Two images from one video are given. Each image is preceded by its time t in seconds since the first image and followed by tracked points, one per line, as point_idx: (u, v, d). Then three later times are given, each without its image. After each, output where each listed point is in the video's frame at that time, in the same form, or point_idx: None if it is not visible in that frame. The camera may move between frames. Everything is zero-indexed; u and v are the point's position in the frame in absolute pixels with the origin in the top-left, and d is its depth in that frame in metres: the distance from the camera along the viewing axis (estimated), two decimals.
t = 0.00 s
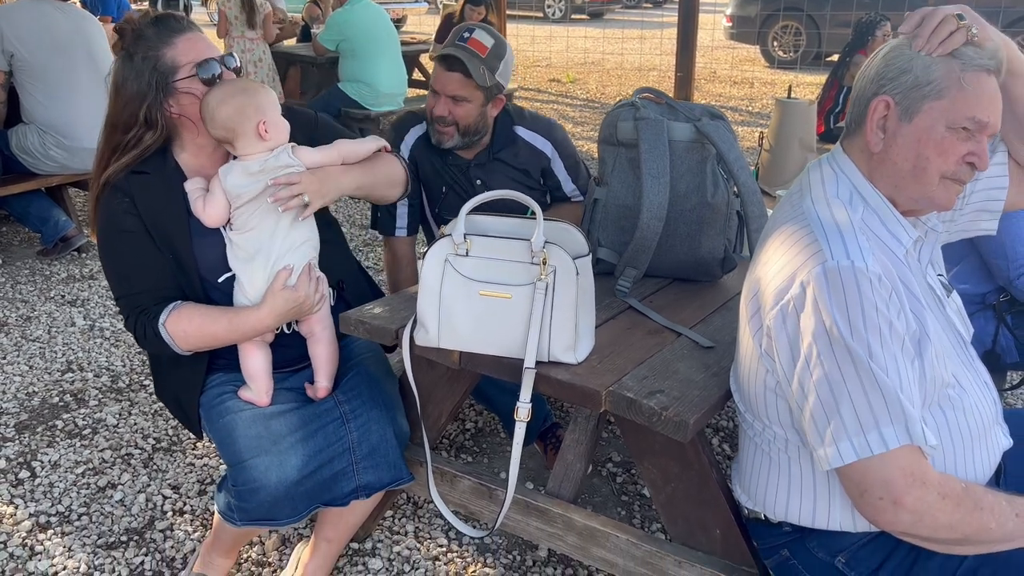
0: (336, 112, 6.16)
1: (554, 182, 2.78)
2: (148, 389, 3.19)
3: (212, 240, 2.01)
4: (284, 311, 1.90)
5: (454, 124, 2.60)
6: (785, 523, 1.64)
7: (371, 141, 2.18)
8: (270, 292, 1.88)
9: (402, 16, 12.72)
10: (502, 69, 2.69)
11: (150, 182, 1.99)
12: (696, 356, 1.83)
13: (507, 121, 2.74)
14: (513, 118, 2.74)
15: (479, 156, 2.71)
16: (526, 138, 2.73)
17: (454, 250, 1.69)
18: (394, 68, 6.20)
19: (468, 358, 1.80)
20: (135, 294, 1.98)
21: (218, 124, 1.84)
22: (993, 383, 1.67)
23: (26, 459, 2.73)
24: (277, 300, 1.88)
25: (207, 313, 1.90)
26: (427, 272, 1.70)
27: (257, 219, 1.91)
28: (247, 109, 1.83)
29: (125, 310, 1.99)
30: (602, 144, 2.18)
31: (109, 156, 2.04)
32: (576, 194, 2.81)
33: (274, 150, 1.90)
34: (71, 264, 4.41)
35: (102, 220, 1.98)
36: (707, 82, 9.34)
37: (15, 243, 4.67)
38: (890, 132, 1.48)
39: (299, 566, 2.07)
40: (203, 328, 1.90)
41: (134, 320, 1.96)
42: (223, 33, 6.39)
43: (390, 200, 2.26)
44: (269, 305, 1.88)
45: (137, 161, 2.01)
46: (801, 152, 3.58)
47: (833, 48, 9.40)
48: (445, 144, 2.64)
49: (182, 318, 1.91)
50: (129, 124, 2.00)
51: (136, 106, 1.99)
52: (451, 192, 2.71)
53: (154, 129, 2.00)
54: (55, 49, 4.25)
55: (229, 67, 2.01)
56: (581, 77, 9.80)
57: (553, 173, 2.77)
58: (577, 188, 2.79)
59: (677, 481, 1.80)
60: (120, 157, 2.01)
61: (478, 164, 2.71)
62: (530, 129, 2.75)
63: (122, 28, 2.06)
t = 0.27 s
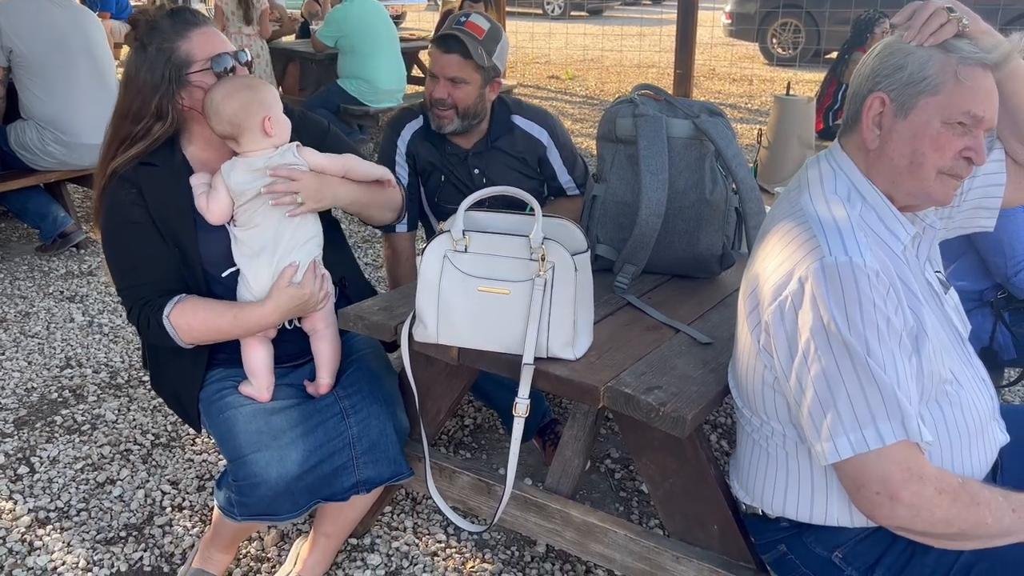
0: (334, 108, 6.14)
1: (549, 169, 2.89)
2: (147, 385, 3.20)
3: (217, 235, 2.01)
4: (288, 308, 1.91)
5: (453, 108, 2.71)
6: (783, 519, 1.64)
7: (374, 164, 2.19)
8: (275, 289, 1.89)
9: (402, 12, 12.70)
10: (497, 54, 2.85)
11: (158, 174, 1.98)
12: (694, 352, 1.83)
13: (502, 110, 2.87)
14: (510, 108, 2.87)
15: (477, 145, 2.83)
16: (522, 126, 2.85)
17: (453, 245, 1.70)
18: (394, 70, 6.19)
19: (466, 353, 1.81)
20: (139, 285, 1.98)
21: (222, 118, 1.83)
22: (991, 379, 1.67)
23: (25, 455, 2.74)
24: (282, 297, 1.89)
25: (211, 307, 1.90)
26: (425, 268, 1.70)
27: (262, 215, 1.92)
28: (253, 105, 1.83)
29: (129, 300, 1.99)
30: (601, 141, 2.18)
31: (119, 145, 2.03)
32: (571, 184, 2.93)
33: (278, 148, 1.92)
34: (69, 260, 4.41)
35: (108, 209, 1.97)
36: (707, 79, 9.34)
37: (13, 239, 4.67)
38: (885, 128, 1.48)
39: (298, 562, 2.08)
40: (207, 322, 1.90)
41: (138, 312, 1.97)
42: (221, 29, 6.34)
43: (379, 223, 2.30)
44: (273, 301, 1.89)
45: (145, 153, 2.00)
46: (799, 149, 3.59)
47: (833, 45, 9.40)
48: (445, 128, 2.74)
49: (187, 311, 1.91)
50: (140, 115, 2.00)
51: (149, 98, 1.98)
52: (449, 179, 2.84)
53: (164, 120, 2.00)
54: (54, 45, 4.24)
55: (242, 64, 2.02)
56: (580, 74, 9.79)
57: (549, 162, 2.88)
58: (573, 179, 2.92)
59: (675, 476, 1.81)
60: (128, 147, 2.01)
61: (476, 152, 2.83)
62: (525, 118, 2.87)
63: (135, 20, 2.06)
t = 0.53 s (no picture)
0: (332, 105, 6.16)
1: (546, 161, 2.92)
2: (146, 382, 3.20)
3: (223, 230, 2.02)
4: (291, 308, 1.91)
5: (451, 96, 2.75)
6: (780, 515, 1.64)
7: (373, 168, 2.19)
8: (278, 287, 1.89)
9: (401, 10, 12.69)
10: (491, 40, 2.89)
11: (169, 164, 1.98)
12: (692, 350, 1.84)
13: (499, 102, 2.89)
14: (506, 100, 2.90)
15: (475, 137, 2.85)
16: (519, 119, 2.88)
17: (451, 242, 1.70)
18: (394, 68, 6.18)
19: (465, 351, 1.81)
20: (143, 274, 1.99)
21: (230, 110, 1.82)
22: (987, 376, 1.68)
23: (23, 452, 2.74)
24: (285, 296, 1.89)
25: (213, 301, 1.91)
26: (423, 266, 1.71)
27: (264, 211, 1.91)
28: (261, 99, 1.83)
29: (131, 288, 2.00)
30: (599, 139, 2.18)
31: (131, 130, 2.02)
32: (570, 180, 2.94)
33: (280, 146, 1.93)
34: (67, 258, 4.41)
35: (117, 196, 1.97)
36: (705, 77, 9.34)
37: (11, 236, 4.67)
38: (881, 125, 1.49)
39: (296, 558, 2.08)
40: (210, 316, 1.92)
41: (139, 301, 1.98)
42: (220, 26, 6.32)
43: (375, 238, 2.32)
44: (276, 300, 1.89)
45: (157, 142, 2.00)
46: (797, 147, 3.60)
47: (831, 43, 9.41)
48: (444, 117, 2.77)
49: (189, 303, 1.93)
50: (156, 103, 2.00)
51: (168, 88, 1.98)
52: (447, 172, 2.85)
53: (180, 111, 1.99)
54: (53, 42, 4.24)
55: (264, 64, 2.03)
56: (579, 72, 9.79)
57: (546, 154, 2.90)
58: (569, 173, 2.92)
59: (672, 472, 1.82)
60: (141, 134, 2.01)
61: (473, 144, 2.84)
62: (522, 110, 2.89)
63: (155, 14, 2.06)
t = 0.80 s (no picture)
0: (330, 104, 6.17)
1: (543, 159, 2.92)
2: (144, 380, 3.20)
3: (230, 225, 2.03)
4: (292, 305, 1.92)
5: (446, 90, 2.74)
6: (776, 514, 1.65)
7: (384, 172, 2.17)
8: (280, 283, 1.90)
9: (399, 8, 12.67)
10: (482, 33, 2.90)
11: (183, 157, 1.99)
12: (688, 348, 1.84)
13: (493, 99, 2.89)
14: (500, 97, 2.90)
15: (470, 133, 2.85)
16: (514, 115, 2.89)
17: (449, 241, 1.70)
18: (393, 67, 6.18)
19: (462, 350, 1.82)
20: (148, 263, 1.98)
21: (240, 103, 1.85)
22: (982, 374, 1.69)
23: (21, 450, 2.74)
24: (287, 293, 1.90)
25: (215, 295, 1.92)
26: (421, 265, 1.71)
27: (270, 207, 1.92)
28: (272, 94, 1.85)
29: (135, 277, 1.99)
30: (597, 138, 2.19)
31: (148, 120, 2.02)
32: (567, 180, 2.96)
33: (288, 143, 1.92)
34: (65, 256, 4.40)
35: (128, 185, 1.98)
36: (703, 76, 9.34)
37: (8, 234, 4.66)
38: (874, 124, 1.50)
39: (293, 557, 2.08)
40: (210, 309, 1.92)
41: (142, 290, 1.97)
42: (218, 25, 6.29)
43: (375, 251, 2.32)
44: (277, 297, 1.90)
45: (172, 133, 2.00)
46: (794, 146, 3.60)
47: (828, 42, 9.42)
48: (440, 111, 2.77)
49: (191, 295, 1.93)
50: (176, 94, 2.00)
51: (190, 80, 1.98)
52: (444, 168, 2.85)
53: (199, 104, 1.99)
54: (51, 40, 4.23)
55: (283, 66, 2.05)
56: (576, 70, 9.79)
57: (541, 150, 2.90)
58: (564, 169, 2.93)
59: (669, 471, 1.82)
60: (158, 124, 2.00)
61: (469, 140, 2.84)
62: (516, 107, 2.90)
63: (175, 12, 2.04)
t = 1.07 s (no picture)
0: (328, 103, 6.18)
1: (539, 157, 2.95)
2: (141, 379, 3.20)
3: (238, 219, 2.03)
4: (294, 298, 1.93)
5: (444, 86, 2.78)
6: (773, 513, 1.65)
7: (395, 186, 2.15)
8: (285, 277, 1.91)
9: (397, 8, 12.66)
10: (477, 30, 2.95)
11: (198, 149, 2.00)
12: (686, 348, 1.85)
13: (490, 98, 2.90)
14: (496, 95, 2.92)
15: (467, 130, 2.87)
16: (511, 113, 2.90)
17: (446, 241, 1.70)
18: (390, 67, 6.17)
19: (459, 350, 1.82)
20: (155, 252, 1.98)
21: (260, 98, 1.87)
22: (978, 374, 1.69)
23: (18, 450, 2.74)
24: (291, 286, 1.91)
25: (220, 285, 1.92)
26: (418, 265, 1.71)
27: (279, 202, 1.94)
28: (291, 93, 1.88)
29: (141, 264, 1.99)
30: (594, 138, 2.18)
31: (166, 112, 2.03)
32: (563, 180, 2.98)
33: (302, 141, 1.93)
34: (62, 256, 4.40)
35: (140, 172, 1.98)
36: (701, 75, 9.34)
37: (5, 234, 4.66)
38: (869, 124, 1.50)
39: (291, 557, 2.08)
40: (214, 300, 1.92)
41: (147, 278, 1.97)
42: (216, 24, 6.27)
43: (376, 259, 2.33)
44: (281, 289, 1.91)
45: (187, 126, 2.01)
46: (792, 146, 3.61)
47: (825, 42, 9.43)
48: (438, 107, 2.79)
49: (196, 284, 1.93)
50: (197, 88, 2.00)
51: (212, 75, 1.99)
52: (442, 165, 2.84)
53: (218, 99, 1.99)
54: (49, 39, 4.22)
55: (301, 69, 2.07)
56: (574, 70, 9.79)
57: (538, 148, 2.93)
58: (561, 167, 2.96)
59: (666, 470, 1.83)
60: (176, 117, 2.01)
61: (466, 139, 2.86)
62: (513, 105, 2.92)
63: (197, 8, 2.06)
